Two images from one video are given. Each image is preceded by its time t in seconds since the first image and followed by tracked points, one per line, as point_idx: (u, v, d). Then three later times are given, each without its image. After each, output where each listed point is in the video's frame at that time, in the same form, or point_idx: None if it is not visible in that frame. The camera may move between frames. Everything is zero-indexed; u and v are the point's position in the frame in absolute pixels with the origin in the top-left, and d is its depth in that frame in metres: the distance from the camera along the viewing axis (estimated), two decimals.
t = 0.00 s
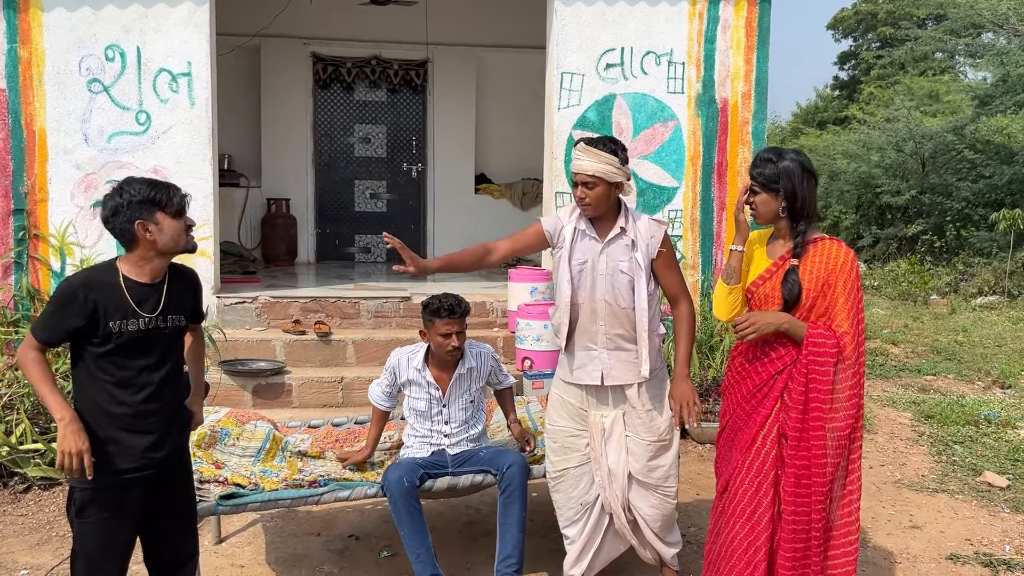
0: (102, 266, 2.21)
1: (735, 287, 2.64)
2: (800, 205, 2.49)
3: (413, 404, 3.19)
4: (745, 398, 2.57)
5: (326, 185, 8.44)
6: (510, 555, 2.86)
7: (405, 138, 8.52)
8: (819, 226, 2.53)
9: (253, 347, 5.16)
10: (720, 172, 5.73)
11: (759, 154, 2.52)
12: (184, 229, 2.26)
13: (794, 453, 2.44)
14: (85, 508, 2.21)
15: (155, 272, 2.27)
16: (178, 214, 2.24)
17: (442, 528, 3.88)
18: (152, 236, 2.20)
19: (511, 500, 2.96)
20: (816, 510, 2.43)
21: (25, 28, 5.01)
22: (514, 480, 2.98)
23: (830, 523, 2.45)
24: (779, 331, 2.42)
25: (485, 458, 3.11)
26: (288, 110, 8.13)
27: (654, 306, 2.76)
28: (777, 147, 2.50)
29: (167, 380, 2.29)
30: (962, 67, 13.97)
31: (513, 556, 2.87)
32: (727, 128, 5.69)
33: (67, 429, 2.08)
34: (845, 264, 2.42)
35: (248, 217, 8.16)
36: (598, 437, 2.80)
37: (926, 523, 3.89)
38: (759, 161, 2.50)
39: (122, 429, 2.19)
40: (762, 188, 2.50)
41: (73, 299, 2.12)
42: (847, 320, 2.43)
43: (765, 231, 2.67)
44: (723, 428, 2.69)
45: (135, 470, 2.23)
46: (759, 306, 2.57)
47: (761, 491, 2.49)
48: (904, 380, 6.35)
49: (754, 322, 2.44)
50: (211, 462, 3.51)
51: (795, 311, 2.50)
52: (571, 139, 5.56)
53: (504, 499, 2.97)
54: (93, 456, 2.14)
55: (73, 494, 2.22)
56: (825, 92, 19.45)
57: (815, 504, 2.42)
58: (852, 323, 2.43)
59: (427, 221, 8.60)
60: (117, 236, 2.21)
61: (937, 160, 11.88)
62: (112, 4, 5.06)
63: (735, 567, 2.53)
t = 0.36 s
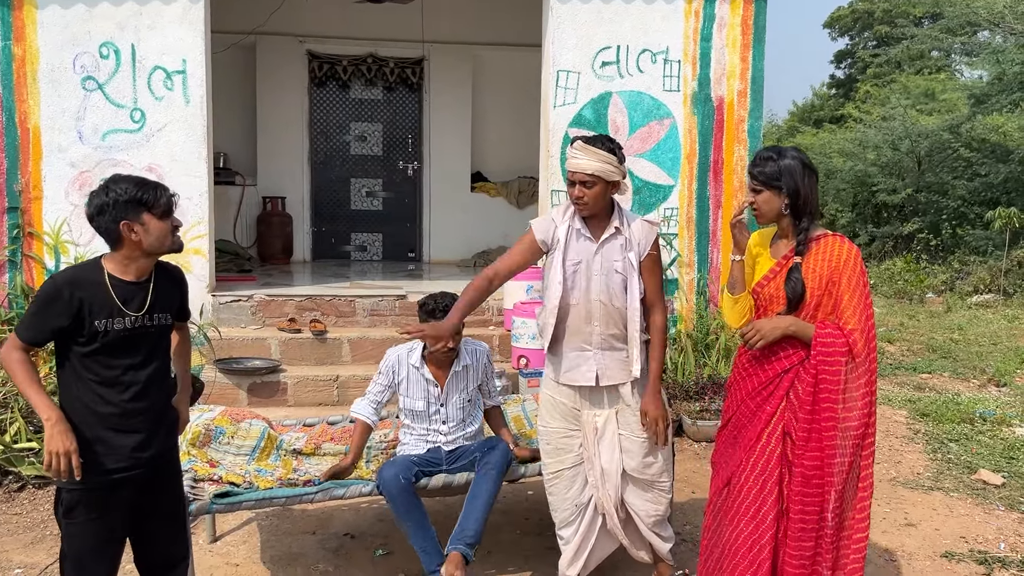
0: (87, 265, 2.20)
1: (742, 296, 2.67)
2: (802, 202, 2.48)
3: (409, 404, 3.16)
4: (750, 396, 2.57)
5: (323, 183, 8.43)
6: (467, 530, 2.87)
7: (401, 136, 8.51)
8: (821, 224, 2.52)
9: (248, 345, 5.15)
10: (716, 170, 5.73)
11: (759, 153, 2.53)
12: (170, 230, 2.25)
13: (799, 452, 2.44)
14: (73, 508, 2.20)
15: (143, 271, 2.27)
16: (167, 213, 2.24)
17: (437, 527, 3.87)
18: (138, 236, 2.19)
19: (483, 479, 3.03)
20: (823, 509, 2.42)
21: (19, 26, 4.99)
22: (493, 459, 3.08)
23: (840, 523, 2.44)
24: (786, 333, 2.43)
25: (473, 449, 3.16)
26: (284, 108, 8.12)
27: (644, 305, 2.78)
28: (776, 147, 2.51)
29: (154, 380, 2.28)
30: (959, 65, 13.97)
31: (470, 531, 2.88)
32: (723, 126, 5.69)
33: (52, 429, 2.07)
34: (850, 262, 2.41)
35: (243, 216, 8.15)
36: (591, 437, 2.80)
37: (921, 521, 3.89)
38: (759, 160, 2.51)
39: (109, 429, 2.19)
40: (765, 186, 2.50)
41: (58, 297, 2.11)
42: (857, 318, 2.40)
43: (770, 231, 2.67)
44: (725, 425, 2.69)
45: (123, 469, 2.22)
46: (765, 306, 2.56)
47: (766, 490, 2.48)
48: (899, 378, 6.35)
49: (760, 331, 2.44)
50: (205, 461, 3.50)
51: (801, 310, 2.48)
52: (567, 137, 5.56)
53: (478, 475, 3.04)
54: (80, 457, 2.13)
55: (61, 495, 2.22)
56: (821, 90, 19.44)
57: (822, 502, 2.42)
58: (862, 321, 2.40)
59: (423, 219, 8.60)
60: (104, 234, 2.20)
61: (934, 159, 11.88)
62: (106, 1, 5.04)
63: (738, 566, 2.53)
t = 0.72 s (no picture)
0: (86, 263, 2.20)
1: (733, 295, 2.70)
2: (800, 203, 2.50)
3: (402, 405, 3.16)
4: (747, 395, 2.57)
5: (320, 182, 8.43)
6: (451, 541, 2.92)
7: (398, 134, 8.50)
8: (815, 224, 2.53)
9: (245, 344, 5.15)
10: (713, 169, 5.73)
11: (754, 153, 2.50)
12: (167, 229, 2.23)
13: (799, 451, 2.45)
14: (73, 506, 2.21)
15: (142, 269, 2.26)
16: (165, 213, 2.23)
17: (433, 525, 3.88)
18: (135, 236, 2.18)
19: (471, 495, 3.00)
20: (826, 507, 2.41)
21: (15, 24, 4.99)
22: (482, 475, 3.02)
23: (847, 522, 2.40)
24: (782, 333, 2.44)
25: (467, 453, 3.14)
26: (280, 106, 8.11)
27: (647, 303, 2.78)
28: (773, 146, 2.49)
29: (154, 375, 2.28)
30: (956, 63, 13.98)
31: (454, 540, 2.92)
32: (720, 125, 5.69)
33: (51, 429, 2.07)
34: (842, 259, 2.41)
35: (241, 214, 8.16)
36: (593, 435, 2.77)
37: (916, 518, 3.90)
38: (756, 160, 2.48)
39: (110, 427, 2.19)
40: (765, 188, 2.48)
41: (56, 297, 2.11)
42: (852, 314, 2.39)
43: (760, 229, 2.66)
44: (721, 424, 2.69)
45: (123, 467, 2.22)
46: (759, 306, 2.55)
47: (767, 489, 2.49)
48: (895, 376, 6.36)
49: (755, 330, 2.47)
50: (202, 459, 3.50)
51: (797, 308, 2.48)
52: (564, 136, 5.56)
53: (466, 491, 3.01)
54: (78, 456, 2.14)
55: (61, 493, 2.23)
56: (818, 88, 19.46)
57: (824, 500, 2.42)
58: (857, 317, 2.39)
59: (420, 218, 8.60)
60: (101, 233, 2.19)
61: (930, 157, 11.89)
62: None
63: (741, 566, 2.53)
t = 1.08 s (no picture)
0: (93, 261, 2.21)
1: (725, 290, 2.66)
2: (784, 201, 2.50)
3: (398, 415, 3.14)
4: (734, 393, 2.57)
5: (317, 180, 8.42)
6: (449, 544, 2.93)
7: (396, 133, 8.50)
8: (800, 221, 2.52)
9: (243, 342, 5.14)
10: (711, 167, 5.74)
11: (734, 154, 2.50)
12: (173, 228, 2.23)
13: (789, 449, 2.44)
14: (80, 502, 2.20)
15: (149, 266, 2.26)
16: (169, 212, 2.22)
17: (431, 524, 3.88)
18: (141, 235, 2.18)
19: (470, 497, 3.00)
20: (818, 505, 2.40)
21: (12, 22, 4.97)
22: (483, 480, 3.01)
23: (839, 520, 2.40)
24: (770, 331, 2.45)
25: (472, 455, 3.15)
26: (278, 104, 8.10)
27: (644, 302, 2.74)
28: (752, 146, 2.50)
29: (161, 373, 2.27)
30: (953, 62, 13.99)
31: (451, 543, 2.94)
32: (718, 123, 5.69)
33: (56, 428, 2.07)
34: (827, 256, 2.41)
35: (239, 212, 8.15)
36: (591, 432, 2.82)
37: (914, 517, 3.91)
38: (736, 162, 2.48)
39: (117, 423, 2.19)
40: (747, 190, 2.47)
41: (64, 294, 2.12)
42: (837, 311, 2.40)
43: (746, 229, 2.67)
44: (709, 422, 2.69)
45: (131, 463, 2.22)
46: (744, 303, 2.56)
47: (757, 487, 2.48)
48: (893, 374, 6.37)
49: (743, 330, 2.49)
50: (200, 459, 3.49)
51: (783, 305, 2.48)
52: (562, 134, 5.55)
53: (467, 495, 3.01)
54: (84, 454, 2.13)
55: (68, 489, 2.22)
56: (816, 87, 19.47)
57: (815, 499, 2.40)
58: (842, 314, 2.40)
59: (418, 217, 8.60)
60: (108, 231, 2.19)
61: (928, 156, 11.91)
62: None
63: (735, 564, 2.53)
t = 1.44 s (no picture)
0: (103, 260, 2.22)
1: (717, 291, 2.71)
2: (774, 200, 2.50)
3: (399, 414, 3.13)
4: (725, 391, 2.57)
5: (317, 178, 8.43)
6: (451, 543, 2.94)
7: (396, 131, 8.50)
8: (791, 219, 2.53)
9: (244, 341, 5.15)
10: (711, 165, 5.74)
11: (727, 151, 2.51)
12: (184, 229, 2.24)
13: (779, 447, 2.44)
14: (88, 498, 2.21)
15: (159, 266, 2.27)
16: (182, 212, 2.23)
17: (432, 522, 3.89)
18: (152, 234, 2.19)
19: (472, 495, 3.00)
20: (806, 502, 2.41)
21: (12, 20, 4.96)
22: (484, 478, 3.02)
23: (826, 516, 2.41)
24: (758, 329, 2.45)
25: (469, 453, 3.14)
26: (278, 103, 8.11)
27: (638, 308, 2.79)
28: (745, 143, 2.51)
29: (169, 371, 2.29)
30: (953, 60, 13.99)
31: (453, 542, 2.94)
32: (718, 122, 5.70)
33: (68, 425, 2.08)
34: (817, 254, 2.41)
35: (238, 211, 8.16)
36: (582, 434, 2.80)
37: (914, 515, 3.91)
38: (728, 158, 2.49)
39: (126, 420, 2.20)
40: (737, 186, 2.48)
41: (75, 291, 2.13)
42: (826, 309, 2.39)
43: (740, 228, 2.66)
44: (702, 419, 2.69)
45: (139, 460, 2.23)
46: (734, 301, 2.57)
47: (748, 484, 2.49)
48: (892, 373, 6.38)
49: (730, 326, 2.50)
50: (201, 457, 3.50)
51: (773, 303, 2.48)
52: (562, 132, 5.56)
53: (468, 493, 3.01)
54: (95, 451, 2.15)
55: (76, 485, 2.23)
56: (816, 85, 19.46)
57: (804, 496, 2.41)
58: (831, 311, 2.39)
59: (418, 215, 8.61)
60: (119, 229, 2.20)
61: (928, 154, 11.91)
62: None
63: (727, 561, 2.54)
